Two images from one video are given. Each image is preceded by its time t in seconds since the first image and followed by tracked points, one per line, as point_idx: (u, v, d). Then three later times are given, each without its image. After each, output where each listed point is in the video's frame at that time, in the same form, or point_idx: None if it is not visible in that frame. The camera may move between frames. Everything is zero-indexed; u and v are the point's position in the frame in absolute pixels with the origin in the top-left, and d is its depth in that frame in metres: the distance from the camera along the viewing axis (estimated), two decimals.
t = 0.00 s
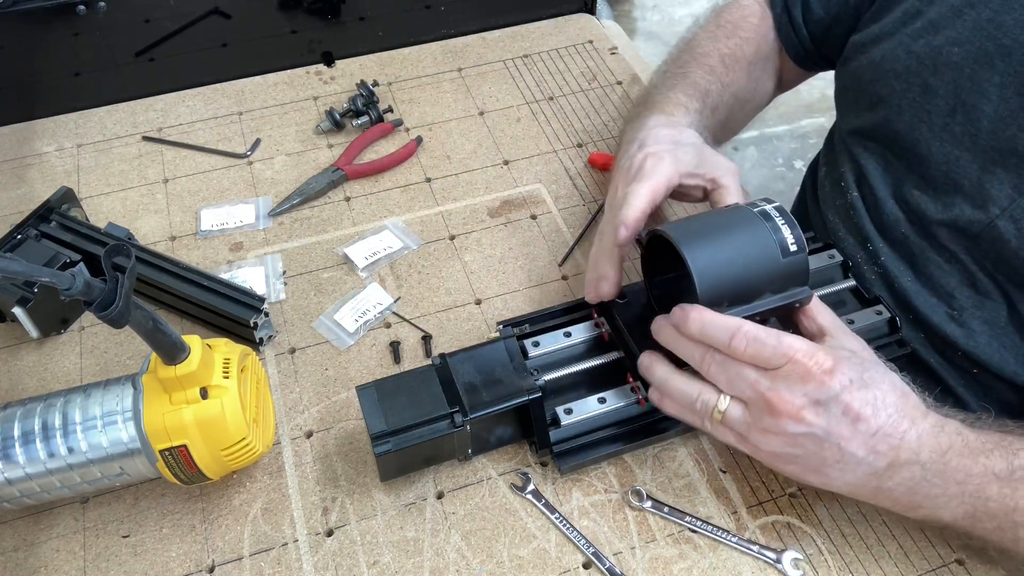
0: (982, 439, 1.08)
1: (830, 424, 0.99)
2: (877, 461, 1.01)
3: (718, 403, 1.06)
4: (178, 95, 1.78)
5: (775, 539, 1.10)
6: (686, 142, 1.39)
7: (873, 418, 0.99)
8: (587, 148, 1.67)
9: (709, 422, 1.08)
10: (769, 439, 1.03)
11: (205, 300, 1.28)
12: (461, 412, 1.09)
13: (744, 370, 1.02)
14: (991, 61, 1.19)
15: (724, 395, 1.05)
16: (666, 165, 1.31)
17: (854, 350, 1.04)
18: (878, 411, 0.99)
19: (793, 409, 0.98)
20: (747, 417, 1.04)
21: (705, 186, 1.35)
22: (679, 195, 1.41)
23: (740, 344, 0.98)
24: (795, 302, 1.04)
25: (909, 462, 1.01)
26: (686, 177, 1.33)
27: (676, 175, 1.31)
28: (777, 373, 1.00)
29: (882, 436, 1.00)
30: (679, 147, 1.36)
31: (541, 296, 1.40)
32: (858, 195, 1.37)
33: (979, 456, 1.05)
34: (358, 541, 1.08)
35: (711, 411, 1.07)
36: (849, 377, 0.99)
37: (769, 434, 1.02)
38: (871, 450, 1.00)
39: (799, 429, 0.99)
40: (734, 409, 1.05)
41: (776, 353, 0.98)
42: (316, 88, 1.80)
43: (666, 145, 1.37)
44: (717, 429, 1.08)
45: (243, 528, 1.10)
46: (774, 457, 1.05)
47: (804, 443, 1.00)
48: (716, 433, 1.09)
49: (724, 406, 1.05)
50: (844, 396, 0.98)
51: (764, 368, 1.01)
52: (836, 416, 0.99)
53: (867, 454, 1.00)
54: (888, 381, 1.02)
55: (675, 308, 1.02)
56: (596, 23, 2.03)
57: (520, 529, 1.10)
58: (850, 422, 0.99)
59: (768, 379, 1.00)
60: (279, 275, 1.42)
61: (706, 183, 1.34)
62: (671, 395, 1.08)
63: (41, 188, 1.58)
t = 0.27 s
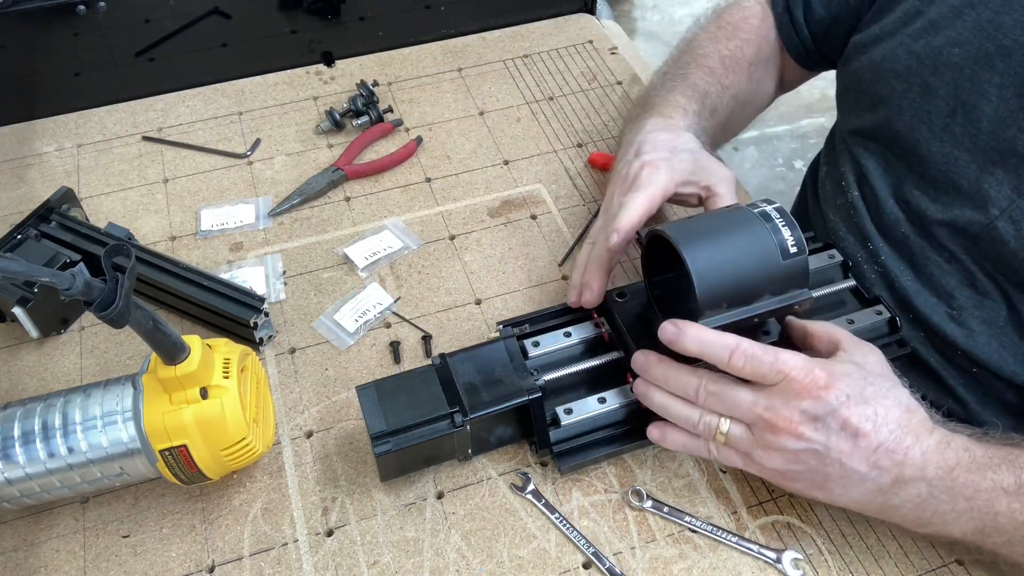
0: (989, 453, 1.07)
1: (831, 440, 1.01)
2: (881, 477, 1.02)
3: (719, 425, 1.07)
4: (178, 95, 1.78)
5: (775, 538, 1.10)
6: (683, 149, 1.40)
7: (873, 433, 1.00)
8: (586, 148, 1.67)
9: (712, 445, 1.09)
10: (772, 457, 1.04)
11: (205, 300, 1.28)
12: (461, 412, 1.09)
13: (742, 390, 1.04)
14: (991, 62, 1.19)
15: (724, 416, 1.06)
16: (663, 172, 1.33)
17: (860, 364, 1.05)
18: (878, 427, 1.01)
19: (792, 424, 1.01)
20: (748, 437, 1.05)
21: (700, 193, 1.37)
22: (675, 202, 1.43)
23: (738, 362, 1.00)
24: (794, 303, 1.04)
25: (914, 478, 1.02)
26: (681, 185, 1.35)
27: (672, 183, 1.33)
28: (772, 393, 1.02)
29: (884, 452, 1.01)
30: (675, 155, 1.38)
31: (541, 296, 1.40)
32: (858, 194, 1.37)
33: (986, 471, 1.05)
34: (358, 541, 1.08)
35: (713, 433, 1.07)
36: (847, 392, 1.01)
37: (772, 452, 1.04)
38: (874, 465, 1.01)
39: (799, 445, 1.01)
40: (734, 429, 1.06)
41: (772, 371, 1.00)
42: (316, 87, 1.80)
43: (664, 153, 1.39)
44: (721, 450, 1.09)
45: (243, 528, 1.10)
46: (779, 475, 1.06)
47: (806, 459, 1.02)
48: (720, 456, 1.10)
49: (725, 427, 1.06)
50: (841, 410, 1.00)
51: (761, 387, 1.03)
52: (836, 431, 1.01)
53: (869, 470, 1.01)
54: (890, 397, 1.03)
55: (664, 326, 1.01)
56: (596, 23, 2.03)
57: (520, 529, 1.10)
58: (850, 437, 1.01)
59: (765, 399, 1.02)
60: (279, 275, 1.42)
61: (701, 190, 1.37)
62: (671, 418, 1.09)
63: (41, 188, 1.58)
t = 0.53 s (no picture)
0: (1000, 452, 1.09)
1: (843, 437, 1.02)
2: (892, 475, 1.02)
3: (733, 419, 1.07)
4: (178, 95, 1.78)
5: (775, 538, 1.10)
6: (691, 144, 1.41)
7: (886, 431, 1.01)
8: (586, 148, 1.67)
9: (725, 437, 1.10)
10: (784, 453, 1.05)
11: (205, 300, 1.28)
12: (461, 412, 1.09)
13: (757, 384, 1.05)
14: (993, 61, 1.20)
15: (737, 410, 1.07)
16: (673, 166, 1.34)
17: (875, 361, 1.06)
18: (891, 425, 1.02)
19: (805, 420, 1.02)
20: (761, 432, 1.06)
21: (708, 189, 1.40)
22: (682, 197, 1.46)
23: (753, 356, 1.02)
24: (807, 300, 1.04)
25: (925, 476, 1.02)
26: (689, 180, 1.37)
27: (681, 177, 1.35)
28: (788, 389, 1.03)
29: (896, 450, 1.02)
30: (684, 149, 1.39)
31: (541, 296, 1.40)
32: (860, 192, 1.36)
33: (996, 470, 1.06)
34: (358, 541, 1.08)
35: (727, 426, 1.08)
36: (862, 390, 1.02)
37: (783, 447, 1.05)
38: (885, 463, 1.02)
39: (811, 441, 1.02)
40: (747, 424, 1.07)
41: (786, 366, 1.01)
42: (316, 88, 1.80)
43: (673, 147, 1.40)
44: (733, 443, 1.10)
45: (243, 528, 1.10)
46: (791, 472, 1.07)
47: (817, 455, 1.03)
48: (732, 449, 1.11)
49: (739, 420, 1.07)
50: (855, 408, 1.01)
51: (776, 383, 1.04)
52: (849, 428, 1.02)
53: (881, 467, 1.02)
54: (904, 395, 1.04)
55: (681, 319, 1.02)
56: (596, 23, 2.03)
57: (520, 529, 1.10)
58: (863, 435, 1.02)
59: (779, 395, 1.03)
60: (279, 275, 1.42)
61: (708, 186, 1.40)
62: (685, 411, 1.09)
63: (41, 188, 1.58)
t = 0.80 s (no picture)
0: (1007, 453, 1.09)
1: (856, 441, 1.03)
2: (903, 477, 1.03)
3: (746, 426, 1.08)
4: (178, 95, 1.79)
5: (775, 538, 1.10)
6: (696, 145, 1.42)
7: (897, 435, 1.03)
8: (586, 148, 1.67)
9: (737, 444, 1.11)
10: (797, 458, 1.05)
11: (205, 300, 1.28)
12: (461, 412, 1.09)
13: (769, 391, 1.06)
14: (993, 59, 1.20)
15: (750, 417, 1.08)
16: (678, 164, 1.34)
17: (884, 366, 1.06)
18: (902, 429, 1.03)
19: (819, 426, 1.02)
20: (774, 438, 1.07)
21: (712, 189, 1.41)
22: (687, 197, 1.46)
23: (767, 361, 1.02)
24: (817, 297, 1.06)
25: (935, 478, 1.03)
26: (693, 179, 1.37)
27: (685, 177, 1.35)
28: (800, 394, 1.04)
29: (907, 453, 1.03)
30: (689, 149, 1.39)
31: (541, 296, 1.40)
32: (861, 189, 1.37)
33: (1005, 471, 1.06)
34: (358, 541, 1.08)
35: (740, 433, 1.09)
36: (873, 394, 1.03)
37: (797, 452, 1.05)
38: (897, 465, 1.03)
39: (825, 446, 1.03)
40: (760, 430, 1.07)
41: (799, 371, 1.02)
42: (316, 88, 1.80)
43: (678, 147, 1.40)
44: (746, 450, 1.11)
45: (243, 528, 1.10)
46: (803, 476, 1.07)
47: (830, 460, 1.03)
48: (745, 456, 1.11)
49: (752, 427, 1.08)
50: (867, 413, 1.02)
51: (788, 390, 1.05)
52: (861, 433, 1.03)
53: (892, 470, 1.03)
54: (913, 399, 1.05)
55: (693, 325, 1.04)
56: (596, 23, 2.03)
57: (520, 529, 1.10)
58: (874, 439, 1.03)
59: (791, 401, 1.04)
60: (279, 275, 1.42)
61: (712, 186, 1.40)
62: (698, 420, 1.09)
63: (41, 188, 1.58)
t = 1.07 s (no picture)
0: (999, 463, 1.09)
1: (854, 459, 1.03)
2: (899, 492, 1.04)
3: (745, 444, 1.07)
4: (179, 95, 1.79)
5: (775, 538, 1.10)
6: (701, 148, 1.42)
7: (895, 451, 1.03)
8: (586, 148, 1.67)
9: (735, 461, 1.11)
10: (796, 476, 1.06)
11: (205, 300, 1.28)
12: (461, 412, 1.09)
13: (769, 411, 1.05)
14: (986, 65, 1.20)
15: (749, 435, 1.07)
16: (681, 165, 1.35)
17: (882, 382, 1.06)
18: (899, 445, 1.04)
19: (818, 446, 1.02)
20: (773, 455, 1.07)
21: (716, 192, 1.40)
22: (691, 201, 1.46)
23: (770, 392, 0.99)
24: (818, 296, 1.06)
25: (931, 492, 1.04)
26: (697, 182, 1.37)
27: (688, 178, 1.35)
28: (800, 416, 1.03)
29: (905, 468, 1.04)
30: (693, 152, 1.40)
31: (541, 296, 1.40)
32: (858, 194, 1.37)
33: (997, 482, 1.07)
34: (358, 541, 1.08)
35: (739, 451, 1.08)
36: (872, 413, 1.03)
37: (796, 470, 1.05)
38: (894, 481, 1.04)
39: (824, 465, 1.03)
40: (759, 448, 1.07)
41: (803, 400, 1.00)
42: (316, 88, 1.80)
43: (682, 149, 1.40)
44: (744, 467, 1.10)
45: (243, 528, 1.10)
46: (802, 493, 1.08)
47: (829, 478, 1.04)
48: (743, 474, 1.11)
49: (751, 445, 1.07)
50: (865, 432, 1.02)
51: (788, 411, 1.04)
52: (859, 451, 1.03)
53: (890, 486, 1.04)
54: (909, 414, 1.06)
55: (693, 354, 1.01)
56: (596, 23, 2.03)
57: (520, 529, 1.10)
58: (872, 456, 1.03)
59: (791, 421, 1.04)
60: (279, 275, 1.42)
61: (716, 189, 1.40)
62: (698, 439, 1.09)
63: (41, 188, 1.58)
